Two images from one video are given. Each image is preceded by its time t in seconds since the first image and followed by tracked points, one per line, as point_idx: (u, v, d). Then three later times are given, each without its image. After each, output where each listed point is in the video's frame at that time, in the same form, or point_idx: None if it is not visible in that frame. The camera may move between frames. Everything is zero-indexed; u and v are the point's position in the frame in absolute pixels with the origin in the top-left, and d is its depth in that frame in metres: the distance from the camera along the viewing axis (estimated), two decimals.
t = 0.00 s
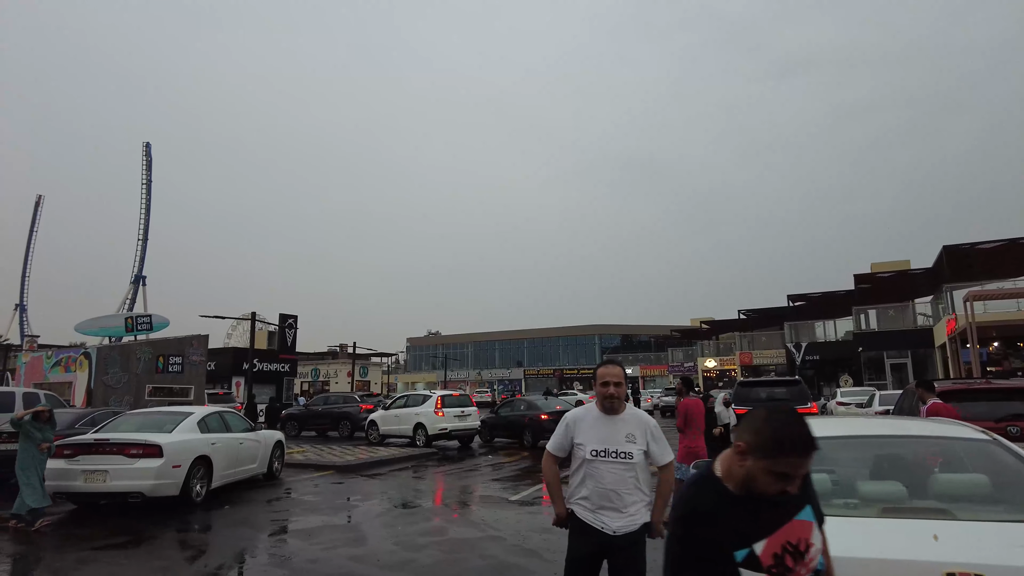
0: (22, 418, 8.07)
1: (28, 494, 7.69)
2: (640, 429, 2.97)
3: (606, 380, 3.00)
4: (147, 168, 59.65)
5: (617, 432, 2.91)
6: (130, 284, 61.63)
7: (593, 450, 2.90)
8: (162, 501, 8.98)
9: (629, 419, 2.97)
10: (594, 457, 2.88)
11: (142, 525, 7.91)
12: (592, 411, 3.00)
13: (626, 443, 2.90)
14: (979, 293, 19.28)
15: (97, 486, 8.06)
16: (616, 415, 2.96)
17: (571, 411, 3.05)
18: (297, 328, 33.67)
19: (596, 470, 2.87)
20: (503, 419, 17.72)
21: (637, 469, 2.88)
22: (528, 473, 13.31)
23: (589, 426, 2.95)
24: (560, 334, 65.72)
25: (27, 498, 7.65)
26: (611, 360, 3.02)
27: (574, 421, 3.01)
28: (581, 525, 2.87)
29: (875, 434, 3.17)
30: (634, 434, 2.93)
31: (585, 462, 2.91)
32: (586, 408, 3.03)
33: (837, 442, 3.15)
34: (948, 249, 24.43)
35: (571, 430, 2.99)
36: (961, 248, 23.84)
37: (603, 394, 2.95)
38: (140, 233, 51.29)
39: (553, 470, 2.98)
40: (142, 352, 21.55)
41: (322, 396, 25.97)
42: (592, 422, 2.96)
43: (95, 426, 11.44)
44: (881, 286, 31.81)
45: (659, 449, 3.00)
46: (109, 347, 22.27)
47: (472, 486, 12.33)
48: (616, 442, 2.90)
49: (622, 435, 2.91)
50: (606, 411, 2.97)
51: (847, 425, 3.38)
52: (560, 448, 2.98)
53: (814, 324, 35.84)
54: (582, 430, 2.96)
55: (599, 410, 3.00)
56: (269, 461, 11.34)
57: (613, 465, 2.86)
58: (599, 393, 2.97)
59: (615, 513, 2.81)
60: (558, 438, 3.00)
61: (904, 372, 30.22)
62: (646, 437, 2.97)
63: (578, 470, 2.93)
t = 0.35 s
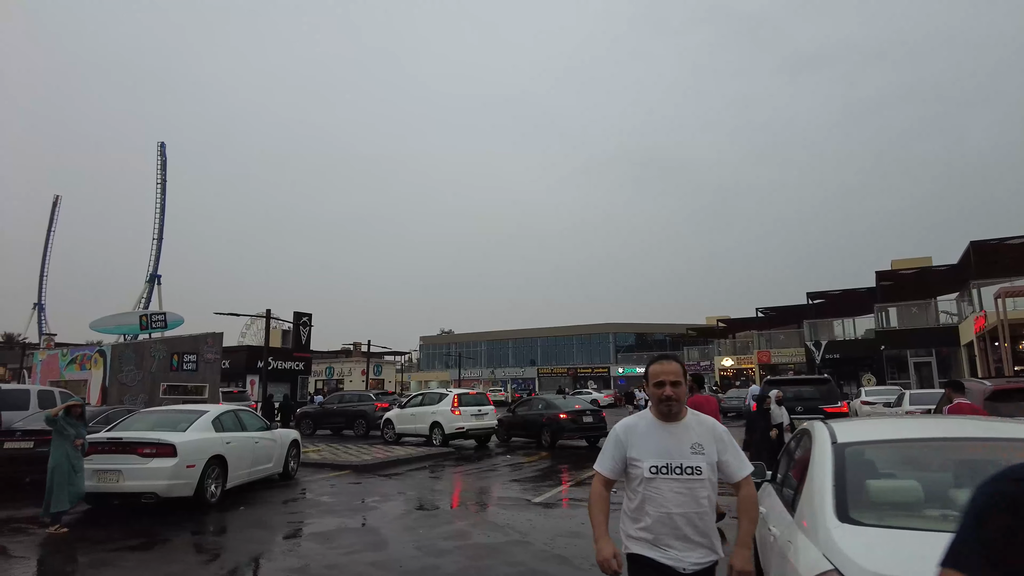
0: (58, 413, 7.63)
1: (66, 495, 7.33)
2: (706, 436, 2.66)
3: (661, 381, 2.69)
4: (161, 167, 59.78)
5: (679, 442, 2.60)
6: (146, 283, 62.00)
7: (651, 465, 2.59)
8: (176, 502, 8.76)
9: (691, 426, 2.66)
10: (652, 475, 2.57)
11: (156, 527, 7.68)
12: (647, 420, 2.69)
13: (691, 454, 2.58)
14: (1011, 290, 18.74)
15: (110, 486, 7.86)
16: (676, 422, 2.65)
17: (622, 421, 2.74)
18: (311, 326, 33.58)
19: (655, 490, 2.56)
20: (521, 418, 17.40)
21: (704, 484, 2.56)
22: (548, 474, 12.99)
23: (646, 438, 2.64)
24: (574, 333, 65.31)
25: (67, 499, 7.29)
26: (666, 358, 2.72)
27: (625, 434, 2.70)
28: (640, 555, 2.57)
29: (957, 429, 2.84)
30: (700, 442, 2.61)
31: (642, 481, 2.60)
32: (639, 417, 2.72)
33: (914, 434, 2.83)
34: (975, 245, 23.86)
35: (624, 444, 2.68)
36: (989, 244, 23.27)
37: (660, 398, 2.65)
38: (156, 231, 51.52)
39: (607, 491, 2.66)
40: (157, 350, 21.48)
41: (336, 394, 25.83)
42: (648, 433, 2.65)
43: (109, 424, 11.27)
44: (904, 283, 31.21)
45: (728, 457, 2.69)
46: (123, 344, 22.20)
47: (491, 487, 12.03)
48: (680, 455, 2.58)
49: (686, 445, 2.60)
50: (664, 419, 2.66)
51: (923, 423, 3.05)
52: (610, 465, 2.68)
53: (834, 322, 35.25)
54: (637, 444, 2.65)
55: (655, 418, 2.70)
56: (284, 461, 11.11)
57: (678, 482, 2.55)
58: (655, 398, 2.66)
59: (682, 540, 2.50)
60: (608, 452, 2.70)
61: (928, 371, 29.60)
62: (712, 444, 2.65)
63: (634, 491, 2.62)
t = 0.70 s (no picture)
0: (94, 414, 7.41)
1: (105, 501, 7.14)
2: (782, 435, 2.41)
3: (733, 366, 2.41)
4: (175, 167, 59.92)
5: (756, 444, 2.32)
6: (158, 283, 62.08)
7: (723, 473, 2.28)
8: (188, 502, 8.56)
9: (764, 423, 2.40)
10: (725, 485, 2.26)
11: (169, 528, 7.47)
12: (711, 418, 2.38)
13: (770, 457, 2.32)
14: None
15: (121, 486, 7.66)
16: (747, 418, 2.38)
17: (678, 418, 2.41)
18: (323, 325, 33.41)
19: (730, 503, 2.25)
20: (536, 418, 17.11)
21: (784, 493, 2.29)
22: (567, 476, 12.71)
23: (716, 440, 2.33)
24: (587, 334, 64.86)
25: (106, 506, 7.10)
26: (739, 338, 2.44)
27: (685, 435, 2.36)
28: None
29: None
30: (777, 442, 2.36)
31: (710, 491, 2.28)
32: (698, 413, 2.41)
33: (1011, 438, 2.58)
34: (1000, 244, 23.34)
35: (683, 447, 2.35)
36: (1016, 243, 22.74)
37: (735, 386, 2.36)
38: (170, 231, 51.61)
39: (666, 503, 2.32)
40: (169, 348, 21.34)
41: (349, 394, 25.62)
42: (717, 433, 2.34)
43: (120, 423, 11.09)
44: (924, 283, 30.65)
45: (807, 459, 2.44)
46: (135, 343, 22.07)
47: (508, 490, 11.76)
48: (758, 458, 2.30)
49: (764, 446, 2.33)
50: (734, 414, 2.39)
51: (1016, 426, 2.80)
52: (670, 472, 2.33)
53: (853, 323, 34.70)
54: (703, 446, 2.33)
55: (721, 412, 2.41)
56: (298, 461, 10.89)
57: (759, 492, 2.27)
58: (729, 384, 2.37)
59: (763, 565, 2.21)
60: (666, 457, 2.36)
61: (950, 372, 29.01)
62: (790, 446, 2.40)
63: (699, 502, 2.29)
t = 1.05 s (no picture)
0: (94, 416, 7.10)
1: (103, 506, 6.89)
2: (833, 470, 2.08)
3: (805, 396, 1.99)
4: (159, 167, 59.31)
5: (810, 487, 1.98)
6: (141, 285, 61.29)
7: (771, 523, 1.92)
8: (163, 510, 8.32)
9: (816, 458, 2.06)
10: (775, 538, 1.90)
11: (140, 538, 7.23)
12: (757, 451, 2.01)
13: (824, 500, 1.99)
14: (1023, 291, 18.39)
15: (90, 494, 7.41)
16: (799, 454, 2.04)
17: (718, 450, 2.01)
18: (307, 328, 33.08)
19: (778, 561, 1.89)
20: (521, 421, 16.95)
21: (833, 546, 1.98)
22: (552, 480, 12.57)
23: (766, 483, 1.96)
24: (573, 336, 64.87)
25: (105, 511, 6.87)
26: (816, 364, 1.99)
27: (729, 473, 1.97)
28: None
29: None
30: (829, 480, 2.04)
31: (755, 544, 1.91)
32: (742, 444, 2.02)
33: (1009, 443, 2.50)
34: (982, 246, 23.58)
35: (722, 487, 1.96)
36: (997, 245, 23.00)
37: (801, 425, 1.97)
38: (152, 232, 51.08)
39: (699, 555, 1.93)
40: (148, 349, 20.98)
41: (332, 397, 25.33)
42: (767, 471, 1.97)
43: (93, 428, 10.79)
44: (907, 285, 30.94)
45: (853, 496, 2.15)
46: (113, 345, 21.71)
47: (492, 494, 11.58)
48: (812, 504, 1.97)
49: (819, 489, 2.00)
50: (786, 449, 2.03)
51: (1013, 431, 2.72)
52: (709, 519, 1.94)
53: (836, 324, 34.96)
54: (751, 488, 1.95)
55: (771, 444, 2.04)
56: (277, 466, 10.67)
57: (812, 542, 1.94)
58: (794, 420, 1.97)
59: None
60: (705, 499, 1.96)
61: (933, 373, 29.20)
62: (840, 485, 2.08)
63: (741, 556, 1.93)
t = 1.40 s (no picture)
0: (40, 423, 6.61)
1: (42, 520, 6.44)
2: (854, 469, 1.77)
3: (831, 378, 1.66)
4: (91, 160, 56.65)
5: (828, 491, 1.67)
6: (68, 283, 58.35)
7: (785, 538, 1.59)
8: (77, 520, 7.83)
9: (833, 454, 1.75)
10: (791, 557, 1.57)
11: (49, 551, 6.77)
12: (759, 451, 1.68)
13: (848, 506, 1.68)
14: (945, 295, 19.29)
15: None
16: (816, 448, 1.72)
17: (709, 449, 1.67)
18: (246, 329, 32.09)
19: None
20: (465, 423, 16.78)
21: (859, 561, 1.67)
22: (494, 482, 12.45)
23: (778, 489, 1.64)
24: (520, 337, 64.95)
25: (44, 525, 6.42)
26: (848, 335, 1.66)
27: (727, 479, 1.65)
28: None
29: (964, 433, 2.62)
30: (850, 480, 1.74)
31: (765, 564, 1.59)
32: (740, 441, 1.69)
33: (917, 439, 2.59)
34: (909, 252, 24.67)
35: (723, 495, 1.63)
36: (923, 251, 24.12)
37: (825, 414, 1.64)
38: (83, 227, 48.79)
39: None
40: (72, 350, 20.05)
41: (271, 400, 24.61)
42: (776, 475, 1.66)
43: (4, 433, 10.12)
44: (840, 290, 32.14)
45: (886, 490, 1.85)
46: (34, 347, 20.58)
47: (433, 497, 11.38)
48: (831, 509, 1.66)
49: (838, 492, 1.69)
50: (800, 443, 1.72)
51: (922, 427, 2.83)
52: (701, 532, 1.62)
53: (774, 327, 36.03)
54: (754, 499, 1.63)
55: (783, 437, 1.71)
56: (206, 472, 10.21)
57: (829, 566, 1.63)
58: (815, 408, 1.65)
59: None
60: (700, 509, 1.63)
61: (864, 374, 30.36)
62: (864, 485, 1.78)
63: None
